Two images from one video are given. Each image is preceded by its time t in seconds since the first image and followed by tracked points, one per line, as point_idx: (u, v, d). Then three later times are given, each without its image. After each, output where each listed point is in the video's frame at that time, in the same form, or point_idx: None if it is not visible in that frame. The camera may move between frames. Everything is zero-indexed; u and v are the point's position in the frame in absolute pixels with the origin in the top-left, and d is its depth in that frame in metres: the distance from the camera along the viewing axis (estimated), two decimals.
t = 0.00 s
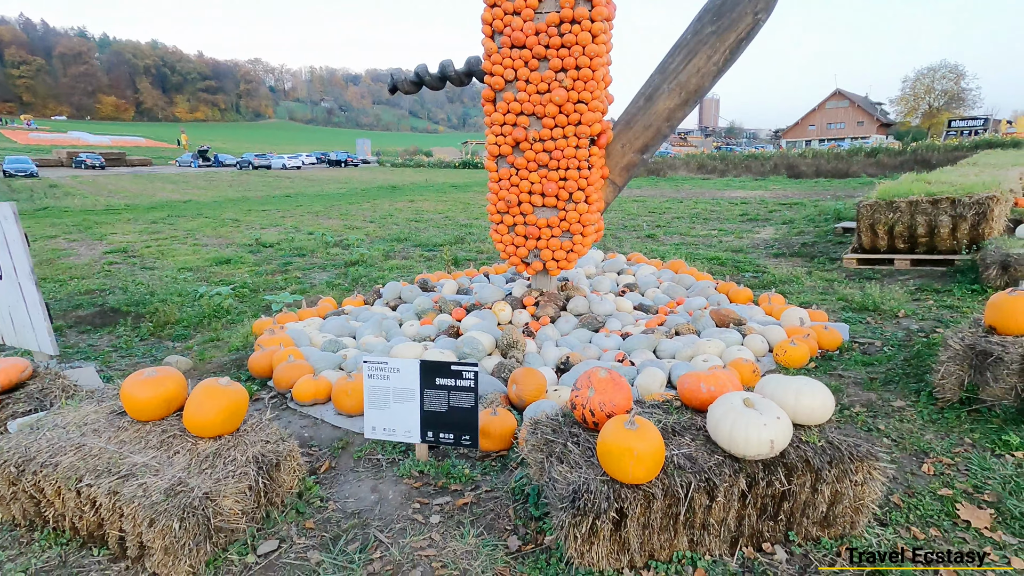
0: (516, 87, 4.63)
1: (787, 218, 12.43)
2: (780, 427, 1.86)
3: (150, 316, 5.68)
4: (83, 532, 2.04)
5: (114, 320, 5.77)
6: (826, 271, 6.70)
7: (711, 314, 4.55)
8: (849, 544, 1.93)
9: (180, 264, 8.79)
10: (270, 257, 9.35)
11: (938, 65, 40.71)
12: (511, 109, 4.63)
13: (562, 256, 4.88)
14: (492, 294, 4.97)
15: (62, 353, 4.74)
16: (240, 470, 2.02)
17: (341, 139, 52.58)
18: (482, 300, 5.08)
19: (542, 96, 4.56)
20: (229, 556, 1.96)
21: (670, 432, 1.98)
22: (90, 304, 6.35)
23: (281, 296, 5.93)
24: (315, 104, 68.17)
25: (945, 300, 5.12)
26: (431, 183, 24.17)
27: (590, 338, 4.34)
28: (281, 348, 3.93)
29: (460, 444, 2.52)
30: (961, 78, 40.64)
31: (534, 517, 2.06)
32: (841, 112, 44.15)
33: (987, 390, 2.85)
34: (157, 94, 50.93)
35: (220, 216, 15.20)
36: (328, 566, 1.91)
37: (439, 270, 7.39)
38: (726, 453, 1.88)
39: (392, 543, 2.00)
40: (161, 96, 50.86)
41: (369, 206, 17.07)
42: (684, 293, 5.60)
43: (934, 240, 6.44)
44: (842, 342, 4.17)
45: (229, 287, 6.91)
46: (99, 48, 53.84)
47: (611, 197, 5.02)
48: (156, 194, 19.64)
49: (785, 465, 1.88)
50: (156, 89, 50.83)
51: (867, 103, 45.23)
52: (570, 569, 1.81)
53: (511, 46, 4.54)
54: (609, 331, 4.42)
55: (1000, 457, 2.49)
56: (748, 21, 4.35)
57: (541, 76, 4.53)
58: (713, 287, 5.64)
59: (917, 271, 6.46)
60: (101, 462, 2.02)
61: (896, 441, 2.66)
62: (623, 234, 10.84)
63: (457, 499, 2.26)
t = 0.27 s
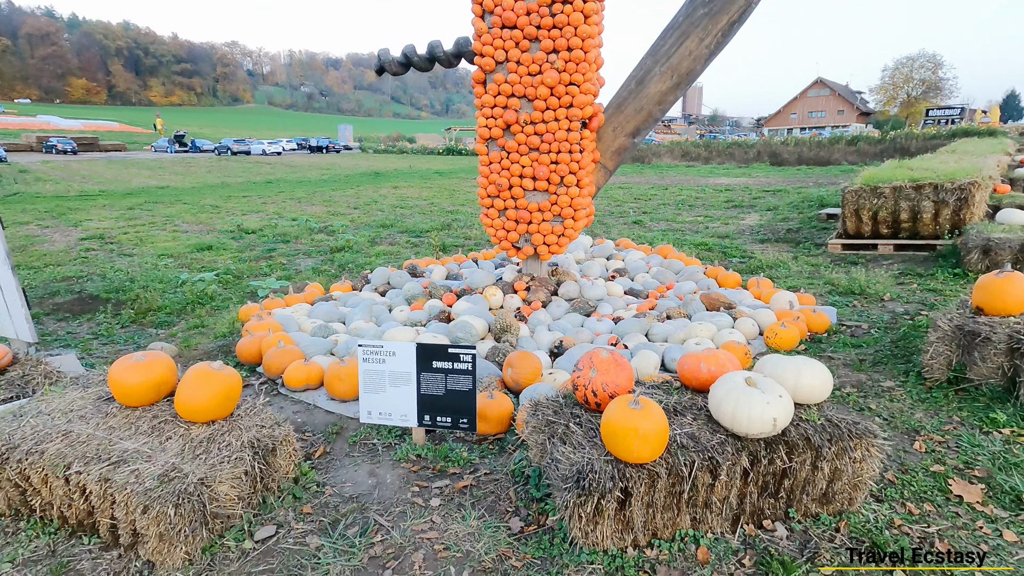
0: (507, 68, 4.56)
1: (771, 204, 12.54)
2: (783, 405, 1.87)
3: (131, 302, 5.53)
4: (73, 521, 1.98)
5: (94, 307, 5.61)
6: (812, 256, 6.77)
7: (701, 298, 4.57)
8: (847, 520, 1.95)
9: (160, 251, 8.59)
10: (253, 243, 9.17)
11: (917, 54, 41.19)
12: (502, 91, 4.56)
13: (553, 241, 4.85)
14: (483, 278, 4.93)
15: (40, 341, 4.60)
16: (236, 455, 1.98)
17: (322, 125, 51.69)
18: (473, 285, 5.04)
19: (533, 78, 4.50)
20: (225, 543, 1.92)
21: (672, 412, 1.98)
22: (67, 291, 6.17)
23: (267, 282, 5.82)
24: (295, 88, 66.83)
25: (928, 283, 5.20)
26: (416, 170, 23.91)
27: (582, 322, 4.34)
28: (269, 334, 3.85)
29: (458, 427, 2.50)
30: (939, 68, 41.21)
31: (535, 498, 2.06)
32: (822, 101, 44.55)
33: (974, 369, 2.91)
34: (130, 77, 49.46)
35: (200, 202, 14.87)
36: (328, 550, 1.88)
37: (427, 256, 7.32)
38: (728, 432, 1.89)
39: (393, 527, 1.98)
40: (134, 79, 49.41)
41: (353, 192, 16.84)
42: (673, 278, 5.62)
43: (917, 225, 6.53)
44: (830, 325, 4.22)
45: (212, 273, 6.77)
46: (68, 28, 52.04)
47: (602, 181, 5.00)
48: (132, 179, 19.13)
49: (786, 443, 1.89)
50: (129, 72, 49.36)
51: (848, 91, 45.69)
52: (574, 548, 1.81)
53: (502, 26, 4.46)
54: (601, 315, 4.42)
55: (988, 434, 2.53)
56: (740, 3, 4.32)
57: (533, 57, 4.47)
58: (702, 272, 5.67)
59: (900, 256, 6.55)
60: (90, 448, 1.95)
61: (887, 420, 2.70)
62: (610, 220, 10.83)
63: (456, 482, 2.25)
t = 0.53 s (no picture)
0: (502, 52, 4.50)
1: (760, 194, 12.60)
2: (793, 387, 1.86)
3: (116, 290, 5.41)
4: (68, 509, 1.92)
5: (78, 295, 5.47)
6: (803, 245, 6.82)
7: (697, 285, 4.58)
8: (852, 501, 1.96)
9: (144, 238, 8.40)
10: (240, 231, 9.01)
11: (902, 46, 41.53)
12: (498, 75, 4.50)
13: (549, 227, 4.82)
14: (478, 266, 4.89)
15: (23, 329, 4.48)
16: (238, 441, 1.93)
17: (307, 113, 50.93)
18: (467, 272, 5.00)
19: (529, 63, 4.45)
20: (227, 530, 1.88)
21: (680, 395, 1.97)
22: (49, 278, 6.01)
23: (257, 270, 5.72)
24: (278, 75, 65.68)
25: (918, 271, 5.26)
26: (403, 158, 23.68)
27: (578, 309, 4.32)
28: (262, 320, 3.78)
29: (460, 412, 2.47)
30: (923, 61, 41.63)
31: (542, 482, 2.04)
32: (808, 92, 44.82)
33: (969, 353, 2.94)
34: (108, 61, 48.21)
35: (183, 190, 14.57)
36: (334, 537, 1.85)
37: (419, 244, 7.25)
38: (737, 414, 1.89)
39: (399, 512, 1.95)
40: (112, 64, 48.18)
41: (340, 181, 16.62)
42: (667, 266, 5.62)
43: (906, 214, 6.60)
44: (824, 312, 4.25)
45: (199, 261, 6.64)
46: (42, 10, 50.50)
47: (597, 168, 4.97)
48: (112, 167, 18.69)
49: (794, 425, 1.89)
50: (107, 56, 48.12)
51: (833, 83, 46.00)
52: (583, 532, 1.80)
53: (498, 9, 4.40)
54: (598, 302, 4.40)
55: (984, 417, 2.57)
56: None
57: (529, 41, 4.41)
58: (696, 260, 5.68)
59: (889, 245, 6.62)
60: (85, 435, 1.90)
61: (886, 403, 2.72)
62: (601, 209, 10.82)
63: (461, 467, 2.22)
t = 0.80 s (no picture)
0: (502, 38, 4.44)
1: (753, 187, 12.63)
2: (806, 371, 1.86)
3: (107, 278, 5.30)
4: (67, 497, 1.88)
5: (67, 284, 5.36)
6: (799, 236, 6.84)
7: (696, 275, 4.58)
8: (863, 486, 1.96)
9: (133, 228, 8.25)
10: (232, 220, 8.88)
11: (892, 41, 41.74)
12: (497, 61, 4.45)
13: (548, 216, 4.79)
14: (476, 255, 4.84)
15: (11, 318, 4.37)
16: (243, 427, 1.89)
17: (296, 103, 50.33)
18: (465, 261, 4.96)
19: (529, 49, 4.39)
20: (233, 518, 1.84)
21: (691, 380, 1.96)
22: (37, 267, 5.88)
23: (251, 259, 5.63)
24: (267, 64, 64.79)
25: (914, 261, 5.29)
26: (394, 149, 23.48)
27: (578, 298, 4.30)
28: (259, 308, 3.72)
29: (466, 399, 2.45)
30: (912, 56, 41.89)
31: (552, 469, 2.02)
32: (798, 86, 44.98)
33: (970, 341, 2.96)
34: (92, 48, 47.24)
35: (171, 179, 14.34)
36: (342, 524, 1.82)
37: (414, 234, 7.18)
38: (750, 399, 1.88)
39: (408, 499, 1.93)
40: (96, 51, 47.23)
41: (331, 171, 16.44)
42: (665, 256, 5.61)
43: (901, 206, 6.64)
44: (823, 301, 4.27)
45: (191, 250, 6.53)
46: None
47: (597, 156, 4.94)
48: (97, 156, 18.33)
49: (806, 410, 1.88)
50: (91, 43, 47.16)
51: (823, 77, 46.18)
52: (596, 517, 1.78)
53: None
54: (597, 292, 4.39)
55: (987, 403, 2.58)
56: None
57: (529, 27, 4.35)
58: (693, 250, 5.67)
59: (884, 236, 6.66)
60: (85, 422, 1.85)
61: (889, 390, 2.73)
62: (595, 201, 10.79)
63: (468, 454, 2.20)
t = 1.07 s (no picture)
0: (500, 25, 4.38)
1: (746, 179, 12.65)
2: (818, 358, 1.83)
3: (96, 269, 5.19)
4: (62, 490, 1.82)
5: (54, 275, 5.24)
6: (795, 228, 6.84)
7: (695, 265, 4.56)
8: (873, 474, 1.95)
9: (121, 218, 8.10)
10: (222, 212, 8.75)
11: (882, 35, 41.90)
12: (496, 49, 4.38)
13: (546, 207, 4.74)
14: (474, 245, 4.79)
15: None
16: (244, 418, 1.84)
17: (286, 94, 49.77)
18: (463, 252, 4.90)
19: (528, 36, 4.33)
20: (234, 510, 1.79)
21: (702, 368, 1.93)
22: (23, 258, 5.74)
23: (244, 249, 5.54)
24: (255, 54, 63.96)
25: (910, 252, 5.31)
26: (386, 141, 23.28)
27: (577, 289, 4.26)
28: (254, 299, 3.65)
29: (469, 389, 2.41)
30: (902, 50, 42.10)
31: (560, 458, 1.99)
32: (790, 80, 45.09)
33: (972, 330, 2.96)
34: (76, 37, 46.36)
35: (160, 170, 14.12)
36: (347, 515, 1.78)
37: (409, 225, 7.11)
38: (761, 387, 1.85)
39: (414, 490, 1.89)
40: (80, 40, 46.36)
41: (323, 163, 16.26)
42: (662, 247, 5.59)
43: (896, 197, 6.66)
44: (821, 291, 4.26)
45: (182, 241, 6.41)
46: None
47: (595, 146, 4.89)
48: (83, 146, 18.01)
49: (817, 397, 1.86)
50: (75, 32, 46.30)
51: (814, 71, 46.31)
52: (607, 507, 1.75)
53: None
54: (596, 282, 4.35)
55: (991, 391, 2.58)
56: None
57: (528, 13, 4.29)
58: (690, 241, 5.65)
59: (879, 228, 6.68)
60: (80, 412, 1.79)
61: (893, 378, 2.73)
62: (589, 193, 10.75)
63: (473, 444, 2.16)
